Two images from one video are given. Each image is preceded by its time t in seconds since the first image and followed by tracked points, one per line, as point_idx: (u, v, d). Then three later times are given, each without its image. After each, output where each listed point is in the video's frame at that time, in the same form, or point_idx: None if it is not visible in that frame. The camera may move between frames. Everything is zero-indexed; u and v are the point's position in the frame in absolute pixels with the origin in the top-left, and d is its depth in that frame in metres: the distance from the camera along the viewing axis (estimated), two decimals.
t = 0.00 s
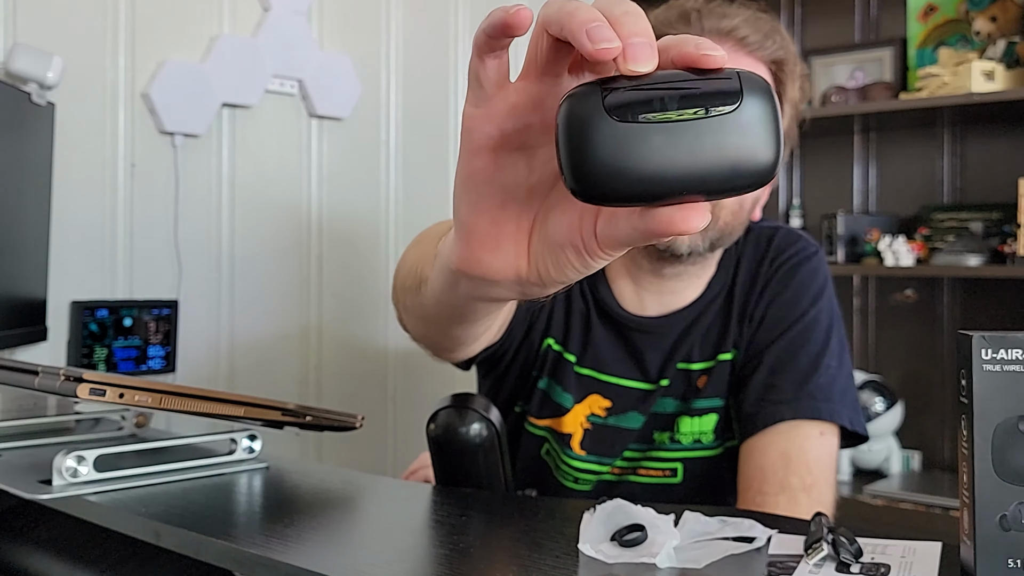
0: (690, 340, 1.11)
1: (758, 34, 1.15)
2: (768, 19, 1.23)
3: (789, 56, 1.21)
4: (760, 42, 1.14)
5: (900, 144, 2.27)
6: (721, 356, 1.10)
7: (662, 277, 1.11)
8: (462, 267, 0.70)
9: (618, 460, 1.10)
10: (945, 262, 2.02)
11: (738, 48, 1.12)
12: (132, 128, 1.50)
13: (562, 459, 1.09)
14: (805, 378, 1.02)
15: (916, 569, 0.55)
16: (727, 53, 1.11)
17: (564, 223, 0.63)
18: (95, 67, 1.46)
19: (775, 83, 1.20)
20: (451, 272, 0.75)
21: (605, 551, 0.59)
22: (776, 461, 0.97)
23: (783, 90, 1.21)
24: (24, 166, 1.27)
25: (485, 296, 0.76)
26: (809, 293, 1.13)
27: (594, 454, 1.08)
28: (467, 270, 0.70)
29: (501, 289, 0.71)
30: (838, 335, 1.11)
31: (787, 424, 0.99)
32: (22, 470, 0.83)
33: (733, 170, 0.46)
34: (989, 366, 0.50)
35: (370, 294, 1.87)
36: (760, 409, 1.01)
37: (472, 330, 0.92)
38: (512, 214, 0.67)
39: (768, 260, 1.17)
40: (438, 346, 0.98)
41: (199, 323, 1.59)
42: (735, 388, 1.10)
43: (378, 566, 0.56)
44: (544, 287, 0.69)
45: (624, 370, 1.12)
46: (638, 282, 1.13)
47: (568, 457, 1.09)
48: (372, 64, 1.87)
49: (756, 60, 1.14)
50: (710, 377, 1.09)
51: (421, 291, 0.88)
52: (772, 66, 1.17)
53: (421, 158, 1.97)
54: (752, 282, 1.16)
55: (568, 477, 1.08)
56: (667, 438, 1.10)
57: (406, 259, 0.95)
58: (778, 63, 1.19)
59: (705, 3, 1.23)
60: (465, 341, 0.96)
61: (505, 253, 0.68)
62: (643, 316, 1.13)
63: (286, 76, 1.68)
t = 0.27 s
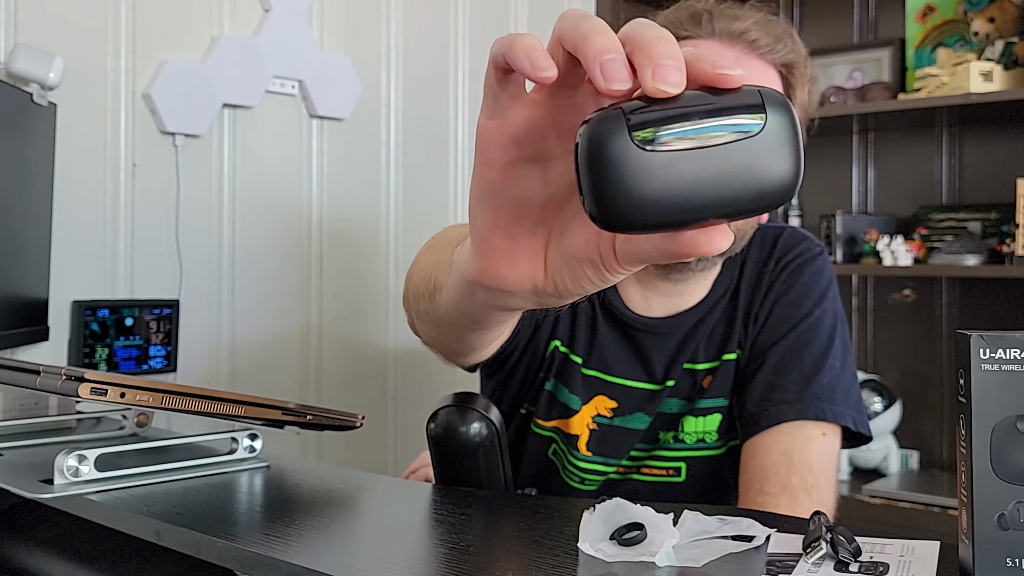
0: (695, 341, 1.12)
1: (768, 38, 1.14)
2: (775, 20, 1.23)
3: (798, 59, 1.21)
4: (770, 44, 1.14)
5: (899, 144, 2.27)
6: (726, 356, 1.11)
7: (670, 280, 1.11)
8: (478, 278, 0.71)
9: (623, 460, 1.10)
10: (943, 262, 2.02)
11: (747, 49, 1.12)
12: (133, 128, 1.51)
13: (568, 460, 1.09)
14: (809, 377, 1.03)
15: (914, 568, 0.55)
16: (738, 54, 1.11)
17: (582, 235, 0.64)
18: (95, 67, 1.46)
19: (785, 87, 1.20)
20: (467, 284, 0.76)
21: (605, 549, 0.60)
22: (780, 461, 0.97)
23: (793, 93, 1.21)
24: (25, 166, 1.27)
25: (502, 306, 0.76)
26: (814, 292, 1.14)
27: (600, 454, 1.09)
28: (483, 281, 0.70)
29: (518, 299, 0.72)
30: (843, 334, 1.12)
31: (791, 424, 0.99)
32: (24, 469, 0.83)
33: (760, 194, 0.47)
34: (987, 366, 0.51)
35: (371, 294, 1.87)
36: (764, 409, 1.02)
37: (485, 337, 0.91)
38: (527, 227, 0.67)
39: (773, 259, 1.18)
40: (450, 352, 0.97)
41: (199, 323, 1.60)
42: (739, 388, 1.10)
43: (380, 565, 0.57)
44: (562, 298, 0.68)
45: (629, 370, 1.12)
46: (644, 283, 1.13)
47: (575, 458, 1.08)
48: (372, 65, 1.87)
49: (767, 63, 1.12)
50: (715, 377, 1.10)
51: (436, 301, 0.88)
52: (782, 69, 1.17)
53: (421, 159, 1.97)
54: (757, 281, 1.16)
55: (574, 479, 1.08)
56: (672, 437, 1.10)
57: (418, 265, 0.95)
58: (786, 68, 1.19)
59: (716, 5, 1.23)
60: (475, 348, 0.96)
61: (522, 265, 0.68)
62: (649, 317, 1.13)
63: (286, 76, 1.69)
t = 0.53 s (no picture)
0: (699, 341, 1.12)
1: (778, 38, 1.14)
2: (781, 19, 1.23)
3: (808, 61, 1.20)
4: (780, 45, 1.13)
5: (898, 144, 2.27)
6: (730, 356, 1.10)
7: (676, 278, 1.11)
8: (479, 263, 0.69)
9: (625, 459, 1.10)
10: (942, 262, 2.02)
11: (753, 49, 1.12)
12: (134, 128, 1.51)
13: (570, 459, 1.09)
14: (812, 378, 1.03)
15: (914, 568, 0.55)
16: (746, 56, 1.11)
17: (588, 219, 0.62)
18: (95, 67, 1.46)
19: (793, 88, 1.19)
20: (465, 266, 0.74)
21: (605, 549, 0.60)
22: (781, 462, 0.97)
23: (801, 95, 1.21)
24: (25, 167, 1.27)
25: (503, 290, 0.75)
26: (818, 293, 1.14)
27: (602, 453, 1.09)
28: (483, 266, 0.69)
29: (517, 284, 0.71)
30: (846, 336, 1.12)
31: (793, 424, 0.99)
32: (24, 469, 0.83)
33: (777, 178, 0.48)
34: (987, 366, 0.50)
35: (372, 294, 1.87)
36: (766, 409, 1.02)
37: (484, 326, 0.90)
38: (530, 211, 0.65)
39: (778, 260, 1.18)
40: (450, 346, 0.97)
41: (199, 323, 1.60)
42: (743, 387, 1.10)
43: (379, 565, 0.57)
44: (563, 280, 0.67)
45: (633, 369, 1.12)
46: (649, 282, 1.13)
47: (577, 456, 1.09)
48: (372, 65, 1.87)
49: (775, 64, 1.13)
50: (718, 377, 1.10)
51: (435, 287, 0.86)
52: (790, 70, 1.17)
53: (421, 159, 1.97)
54: (761, 281, 1.16)
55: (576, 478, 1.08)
56: (675, 437, 1.10)
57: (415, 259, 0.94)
58: (796, 71, 1.19)
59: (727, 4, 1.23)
60: (473, 338, 0.95)
61: (523, 248, 0.67)
62: (653, 316, 1.13)
63: (286, 76, 1.69)
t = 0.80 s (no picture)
0: (696, 336, 1.12)
1: (778, 32, 1.14)
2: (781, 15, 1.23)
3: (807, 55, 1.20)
4: (779, 39, 1.14)
5: (898, 144, 2.27)
6: (729, 354, 1.11)
7: (675, 267, 1.11)
8: (464, 237, 0.71)
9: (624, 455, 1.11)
10: (942, 262, 2.02)
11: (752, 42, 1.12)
12: (133, 128, 1.51)
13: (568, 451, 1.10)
14: (814, 379, 1.03)
15: (914, 568, 0.55)
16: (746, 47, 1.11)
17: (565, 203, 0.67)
18: (95, 67, 1.46)
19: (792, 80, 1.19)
20: (448, 241, 0.75)
21: (605, 549, 0.60)
22: (780, 464, 0.97)
23: (799, 89, 1.21)
24: (25, 167, 1.27)
25: (485, 262, 0.77)
26: (819, 294, 1.14)
27: (597, 444, 1.09)
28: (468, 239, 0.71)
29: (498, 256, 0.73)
30: (845, 337, 1.11)
31: (791, 424, 0.99)
32: (23, 469, 0.83)
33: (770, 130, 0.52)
34: (987, 366, 0.50)
35: (372, 292, 1.87)
36: (766, 408, 1.02)
37: (473, 304, 0.89)
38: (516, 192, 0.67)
39: (776, 260, 1.17)
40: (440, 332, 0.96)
41: (199, 323, 1.60)
42: (743, 385, 1.10)
43: (379, 565, 0.57)
44: (541, 254, 0.71)
45: (627, 359, 1.13)
46: (647, 273, 1.14)
47: (572, 448, 1.10)
48: (371, 64, 1.87)
49: (774, 56, 1.13)
50: (718, 373, 1.10)
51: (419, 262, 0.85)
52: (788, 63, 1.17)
53: (421, 159, 1.97)
54: (760, 280, 1.16)
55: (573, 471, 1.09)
56: (675, 434, 1.10)
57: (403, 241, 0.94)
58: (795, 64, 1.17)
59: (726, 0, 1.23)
60: (464, 320, 0.92)
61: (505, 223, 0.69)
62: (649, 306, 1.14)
63: (286, 76, 1.69)
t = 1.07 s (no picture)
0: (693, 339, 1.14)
1: (759, 26, 1.17)
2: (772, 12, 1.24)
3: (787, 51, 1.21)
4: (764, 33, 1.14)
5: (898, 144, 2.27)
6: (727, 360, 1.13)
7: (659, 261, 1.13)
8: (446, 211, 0.70)
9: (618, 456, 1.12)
10: (942, 262, 2.02)
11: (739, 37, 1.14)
12: (133, 128, 1.51)
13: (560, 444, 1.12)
14: (833, 394, 1.06)
15: (914, 568, 0.55)
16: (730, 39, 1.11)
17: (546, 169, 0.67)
18: (95, 67, 1.46)
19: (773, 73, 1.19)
20: (428, 214, 0.74)
21: (605, 549, 0.59)
22: (810, 473, 1.00)
23: (782, 83, 1.21)
24: (25, 167, 1.28)
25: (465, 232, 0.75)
26: (822, 299, 1.15)
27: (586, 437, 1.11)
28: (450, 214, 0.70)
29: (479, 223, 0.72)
30: (844, 345, 1.12)
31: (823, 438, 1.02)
32: (23, 469, 0.83)
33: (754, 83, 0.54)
34: (987, 367, 0.50)
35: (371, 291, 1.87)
36: (789, 419, 1.05)
37: (454, 281, 0.85)
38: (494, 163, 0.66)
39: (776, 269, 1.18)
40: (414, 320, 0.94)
41: (199, 323, 1.59)
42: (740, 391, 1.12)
43: (379, 565, 0.57)
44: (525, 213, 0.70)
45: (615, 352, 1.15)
46: (635, 267, 1.15)
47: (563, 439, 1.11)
48: (371, 64, 1.87)
49: (756, 49, 1.14)
50: (712, 378, 1.12)
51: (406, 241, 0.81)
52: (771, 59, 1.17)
53: (421, 159, 1.97)
54: (761, 286, 1.17)
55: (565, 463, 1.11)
56: (670, 437, 1.11)
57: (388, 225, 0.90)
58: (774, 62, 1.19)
59: None
60: (447, 300, 0.89)
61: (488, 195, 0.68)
62: (638, 302, 1.15)
63: (286, 76, 1.69)
